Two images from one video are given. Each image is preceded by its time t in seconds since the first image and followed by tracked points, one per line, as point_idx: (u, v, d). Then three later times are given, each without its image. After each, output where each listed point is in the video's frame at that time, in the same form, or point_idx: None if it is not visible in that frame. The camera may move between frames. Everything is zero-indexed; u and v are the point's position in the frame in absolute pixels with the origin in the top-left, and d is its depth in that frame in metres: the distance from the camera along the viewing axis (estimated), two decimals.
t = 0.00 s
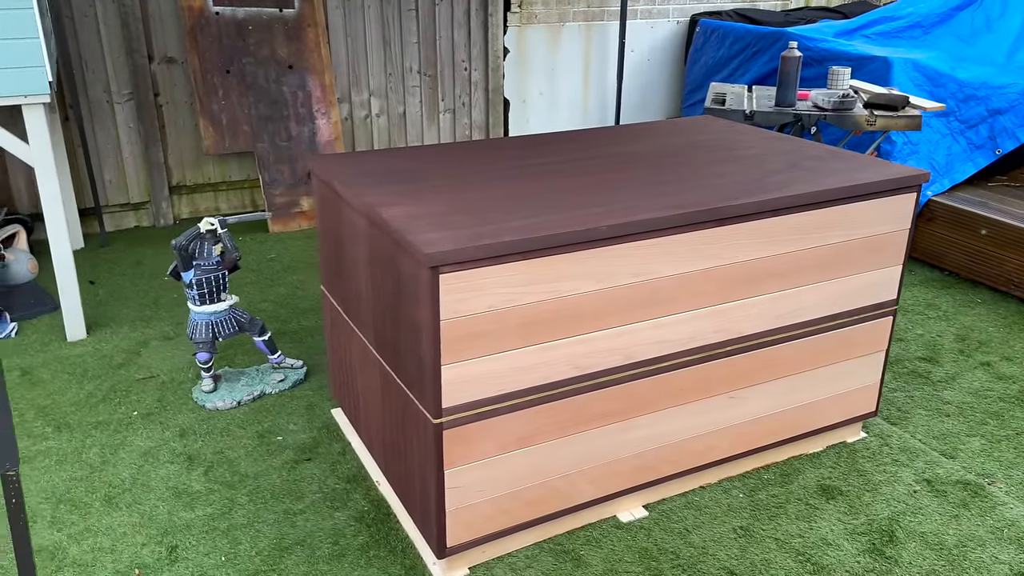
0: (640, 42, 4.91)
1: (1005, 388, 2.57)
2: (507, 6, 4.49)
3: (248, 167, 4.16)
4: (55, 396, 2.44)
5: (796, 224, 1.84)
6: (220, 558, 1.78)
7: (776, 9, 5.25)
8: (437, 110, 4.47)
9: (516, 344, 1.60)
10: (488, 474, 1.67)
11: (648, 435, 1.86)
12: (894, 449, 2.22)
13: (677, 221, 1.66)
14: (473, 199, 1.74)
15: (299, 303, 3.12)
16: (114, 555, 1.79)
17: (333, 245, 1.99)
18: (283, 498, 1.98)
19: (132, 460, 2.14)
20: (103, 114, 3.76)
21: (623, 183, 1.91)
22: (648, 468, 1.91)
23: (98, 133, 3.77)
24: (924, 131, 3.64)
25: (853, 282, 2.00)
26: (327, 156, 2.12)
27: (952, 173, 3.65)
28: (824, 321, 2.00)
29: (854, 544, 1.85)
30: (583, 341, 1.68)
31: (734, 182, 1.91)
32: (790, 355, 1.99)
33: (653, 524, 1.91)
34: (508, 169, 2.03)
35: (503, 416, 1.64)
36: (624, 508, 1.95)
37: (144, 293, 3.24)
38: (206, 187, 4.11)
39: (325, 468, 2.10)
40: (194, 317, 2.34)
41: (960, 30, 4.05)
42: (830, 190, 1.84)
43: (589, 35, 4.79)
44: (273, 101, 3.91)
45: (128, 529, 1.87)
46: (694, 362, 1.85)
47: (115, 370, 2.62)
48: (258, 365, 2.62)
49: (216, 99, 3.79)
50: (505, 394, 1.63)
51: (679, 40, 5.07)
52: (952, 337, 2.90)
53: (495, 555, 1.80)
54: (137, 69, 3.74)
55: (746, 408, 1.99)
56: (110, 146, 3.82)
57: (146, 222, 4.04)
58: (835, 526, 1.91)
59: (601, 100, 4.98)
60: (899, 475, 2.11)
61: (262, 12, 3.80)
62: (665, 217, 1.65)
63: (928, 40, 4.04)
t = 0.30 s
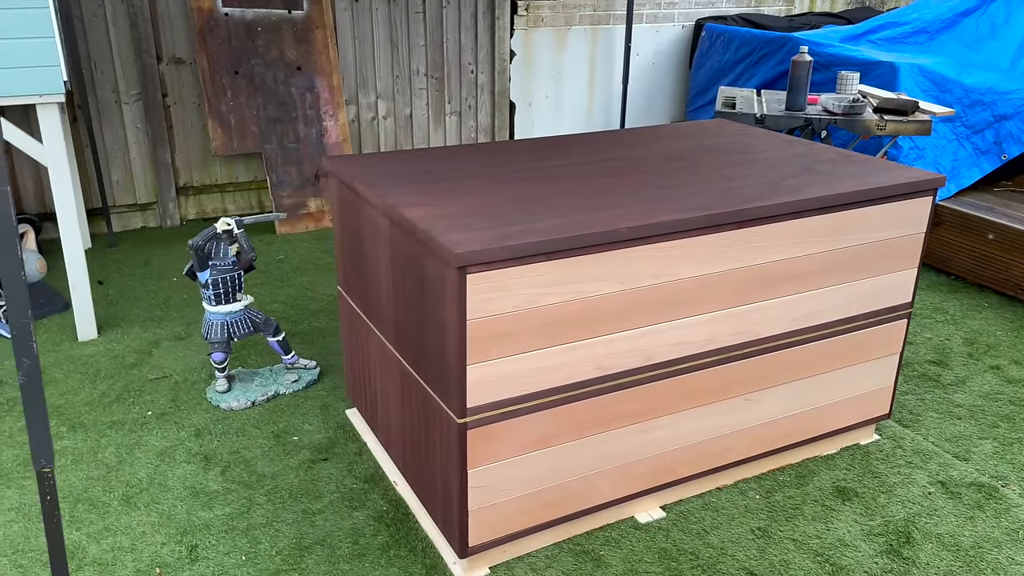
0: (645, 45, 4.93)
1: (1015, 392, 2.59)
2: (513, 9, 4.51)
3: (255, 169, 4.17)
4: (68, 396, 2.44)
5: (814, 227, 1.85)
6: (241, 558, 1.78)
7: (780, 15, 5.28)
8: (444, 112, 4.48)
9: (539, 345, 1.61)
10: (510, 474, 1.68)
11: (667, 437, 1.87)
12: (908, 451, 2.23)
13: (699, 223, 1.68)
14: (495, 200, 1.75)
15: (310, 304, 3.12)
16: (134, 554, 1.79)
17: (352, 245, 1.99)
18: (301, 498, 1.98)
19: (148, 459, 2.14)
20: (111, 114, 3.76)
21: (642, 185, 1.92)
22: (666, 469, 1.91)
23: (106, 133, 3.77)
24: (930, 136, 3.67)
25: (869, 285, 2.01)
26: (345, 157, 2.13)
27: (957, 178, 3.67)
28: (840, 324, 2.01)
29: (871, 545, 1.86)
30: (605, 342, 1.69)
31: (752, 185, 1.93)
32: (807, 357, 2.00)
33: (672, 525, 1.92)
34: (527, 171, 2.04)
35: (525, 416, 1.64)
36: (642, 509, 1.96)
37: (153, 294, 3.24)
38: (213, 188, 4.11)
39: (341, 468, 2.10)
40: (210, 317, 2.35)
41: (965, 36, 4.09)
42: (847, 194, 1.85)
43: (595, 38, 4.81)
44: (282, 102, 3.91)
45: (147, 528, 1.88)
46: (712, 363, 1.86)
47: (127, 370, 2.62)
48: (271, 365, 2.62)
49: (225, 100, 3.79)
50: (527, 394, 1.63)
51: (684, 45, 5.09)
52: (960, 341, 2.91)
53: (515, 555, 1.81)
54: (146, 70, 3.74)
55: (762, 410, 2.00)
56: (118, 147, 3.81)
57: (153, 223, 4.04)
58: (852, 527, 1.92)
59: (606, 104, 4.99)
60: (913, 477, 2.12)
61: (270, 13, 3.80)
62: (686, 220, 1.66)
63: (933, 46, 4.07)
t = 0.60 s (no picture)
0: (643, 54, 4.95)
1: (1011, 401, 2.60)
2: (513, 17, 4.53)
3: (254, 174, 4.17)
4: (67, 400, 2.44)
5: (814, 237, 1.86)
6: (241, 564, 1.78)
7: (777, 25, 5.32)
8: (442, 119, 4.49)
9: (541, 353, 1.61)
10: (512, 482, 1.68)
11: (668, 444, 1.87)
12: (905, 460, 2.24)
13: (701, 232, 1.69)
14: (498, 208, 1.76)
15: (308, 310, 3.12)
16: (134, 560, 1.79)
17: (355, 252, 2.00)
18: (301, 505, 1.98)
19: (148, 465, 2.14)
20: (111, 118, 3.76)
21: (644, 194, 1.93)
22: (667, 477, 1.92)
23: (105, 137, 3.77)
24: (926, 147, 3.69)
25: (868, 295, 2.03)
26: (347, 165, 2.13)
27: (954, 188, 3.69)
28: (839, 333, 2.03)
29: (870, 554, 1.87)
30: (608, 350, 1.69)
31: (752, 195, 1.94)
32: (806, 366, 2.01)
33: (671, 532, 1.92)
34: (529, 179, 2.05)
35: (527, 424, 1.65)
36: (642, 517, 1.96)
37: (152, 299, 3.24)
38: (211, 194, 4.11)
39: (341, 474, 2.10)
40: (210, 323, 2.35)
41: (960, 48, 4.13)
42: (848, 204, 1.87)
43: (593, 47, 4.83)
44: (281, 108, 3.92)
45: (147, 534, 1.88)
46: (713, 372, 1.87)
47: (126, 375, 2.62)
48: (270, 371, 2.62)
49: (225, 105, 3.79)
50: (529, 401, 1.64)
51: (681, 54, 5.12)
52: (956, 350, 2.93)
53: (515, 562, 1.81)
54: (146, 75, 3.74)
55: (762, 418, 2.00)
56: (117, 152, 3.82)
57: (151, 227, 4.04)
58: (850, 535, 1.93)
59: (604, 113, 5.02)
60: (911, 486, 2.13)
61: (271, 19, 3.81)
62: (689, 229, 1.67)
63: (929, 57, 4.10)
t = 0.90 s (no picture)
0: (629, 63, 4.98)
1: (983, 408, 2.62)
2: (498, 25, 4.55)
3: (237, 179, 4.17)
4: (41, 403, 2.43)
5: (784, 243, 1.88)
6: (207, 566, 1.78)
7: (762, 34, 5.35)
8: (428, 125, 4.50)
9: (508, 355, 1.62)
10: (478, 485, 1.68)
11: (637, 448, 1.88)
12: (876, 466, 2.26)
13: (669, 237, 1.69)
14: (468, 212, 1.77)
15: (288, 314, 3.12)
16: (100, 562, 1.79)
17: (327, 256, 2.01)
18: (270, 508, 1.98)
19: (119, 467, 2.14)
20: (94, 121, 3.76)
21: (616, 200, 1.94)
22: (636, 481, 1.93)
23: (88, 140, 3.77)
24: (905, 157, 3.71)
25: (838, 301, 2.04)
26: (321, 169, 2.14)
27: (932, 198, 3.72)
28: (809, 339, 2.04)
29: (837, 559, 1.88)
30: (575, 354, 1.70)
31: (723, 201, 1.95)
32: (776, 372, 2.02)
33: (639, 537, 1.93)
34: (502, 184, 2.06)
35: (493, 427, 1.65)
36: (611, 521, 1.97)
37: (131, 302, 3.23)
38: (195, 198, 4.11)
39: (313, 478, 2.10)
40: (185, 326, 2.35)
41: (941, 58, 4.17)
42: (817, 211, 1.88)
43: (579, 56, 4.86)
44: (265, 112, 3.93)
45: (115, 536, 1.87)
46: (682, 376, 1.87)
47: (102, 377, 2.61)
48: (246, 375, 2.62)
49: (208, 109, 3.79)
50: (496, 405, 1.64)
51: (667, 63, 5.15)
52: (932, 358, 2.95)
53: (482, 565, 1.81)
54: (129, 78, 3.74)
55: (732, 423, 2.01)
56: (100, 155, 3.81)
57: (134, 231, 4.03)
58: (818, 541, 1.93)
59: (590, 121, 5.04)
60: (880, 492, 2.14)
61: (256, 24, 3.82)
62: (656, 233, 1.68)
63: (911, 68, 4.14)
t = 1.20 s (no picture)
0: (610, 73, 5.01)
1: (948, 419, 2.63)
2: (480, 35, 4.58)
3: (217, 186, 4.18)
4: (6, 408, 2.43)
5: (739, 253, 1.89)
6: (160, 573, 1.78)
7: (744, 46, 5.39)
8: (409, 133, 4.52)
9: (458, 363, 1.62)
10: (429, 492, 1.69)
11: (592, 456, 1.89)
12: (836, 476, 2.26)
13: (621, 246, 1.70)
14: (422, 220, 1.78)
15: (260, 321, 3.13)
16: (52, 567, 1.79)
17: (286, 263, 2.01)
18: (227, 514, 1.98)
19: (79, 473, 2.14)
20: (72, 128, 3.77)
21: (573, 208, 1.95)
22: (591, 489, 1.93)
23: (66, 147, 3.78)
24: (880, 167, 3.72)
25: (795, 311, 2.05)
26: (284, 177, 2.15)
27: (907, 209, 3.74)
28: (766, 348, 2.05)
29: (790, 568, 1.88)
30: (526, 362, 1.71)
31: (680, 210, 1.96)
32: (733, 381, 2.03)
33: (594, 545, 1.94)
34: (462, 192, 2.07)
35: (443, 434, 1.66)
36: (567, 529, 1.98)
37: (104, 308, 3.24)
38: (174, 205, 4.12)
39: (272, 485, 2.11)
40: (149, 332, 2.35)
41: (918, 70, 4.20)
42: (772, 221, 1.89)
43: (560, 66, 4.88)
44: (244, 120, 3.94)
45: (69, 542, 1.87)
46: (636, 385, 1.88)
47: (69, 383, 2.61)
48: (213, 382, 2.62)
49: (187, 117, 3.82)
50: (446, 412, 1.65)
51: (649, 73, 5.17)
52: (900, 368, 2.96)
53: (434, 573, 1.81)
54: (108, 85, 3.75)
55: (689, 432, 2.02)
56: (78, 161, 3.82)
57: (112, 237, 4.04)
58: (772, 550, 1.94)
59: (572, 130, 5.07)
60: (839, 502, 2.15)
61: (235, 32, 3.85)
62: (608, 242, 1.69)
63: (888, 80, 4.16)
